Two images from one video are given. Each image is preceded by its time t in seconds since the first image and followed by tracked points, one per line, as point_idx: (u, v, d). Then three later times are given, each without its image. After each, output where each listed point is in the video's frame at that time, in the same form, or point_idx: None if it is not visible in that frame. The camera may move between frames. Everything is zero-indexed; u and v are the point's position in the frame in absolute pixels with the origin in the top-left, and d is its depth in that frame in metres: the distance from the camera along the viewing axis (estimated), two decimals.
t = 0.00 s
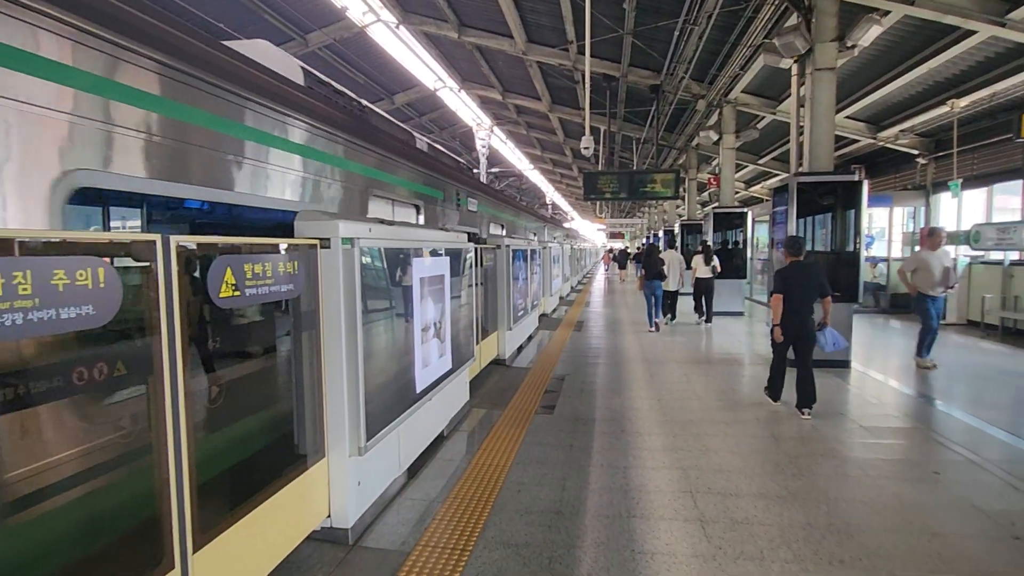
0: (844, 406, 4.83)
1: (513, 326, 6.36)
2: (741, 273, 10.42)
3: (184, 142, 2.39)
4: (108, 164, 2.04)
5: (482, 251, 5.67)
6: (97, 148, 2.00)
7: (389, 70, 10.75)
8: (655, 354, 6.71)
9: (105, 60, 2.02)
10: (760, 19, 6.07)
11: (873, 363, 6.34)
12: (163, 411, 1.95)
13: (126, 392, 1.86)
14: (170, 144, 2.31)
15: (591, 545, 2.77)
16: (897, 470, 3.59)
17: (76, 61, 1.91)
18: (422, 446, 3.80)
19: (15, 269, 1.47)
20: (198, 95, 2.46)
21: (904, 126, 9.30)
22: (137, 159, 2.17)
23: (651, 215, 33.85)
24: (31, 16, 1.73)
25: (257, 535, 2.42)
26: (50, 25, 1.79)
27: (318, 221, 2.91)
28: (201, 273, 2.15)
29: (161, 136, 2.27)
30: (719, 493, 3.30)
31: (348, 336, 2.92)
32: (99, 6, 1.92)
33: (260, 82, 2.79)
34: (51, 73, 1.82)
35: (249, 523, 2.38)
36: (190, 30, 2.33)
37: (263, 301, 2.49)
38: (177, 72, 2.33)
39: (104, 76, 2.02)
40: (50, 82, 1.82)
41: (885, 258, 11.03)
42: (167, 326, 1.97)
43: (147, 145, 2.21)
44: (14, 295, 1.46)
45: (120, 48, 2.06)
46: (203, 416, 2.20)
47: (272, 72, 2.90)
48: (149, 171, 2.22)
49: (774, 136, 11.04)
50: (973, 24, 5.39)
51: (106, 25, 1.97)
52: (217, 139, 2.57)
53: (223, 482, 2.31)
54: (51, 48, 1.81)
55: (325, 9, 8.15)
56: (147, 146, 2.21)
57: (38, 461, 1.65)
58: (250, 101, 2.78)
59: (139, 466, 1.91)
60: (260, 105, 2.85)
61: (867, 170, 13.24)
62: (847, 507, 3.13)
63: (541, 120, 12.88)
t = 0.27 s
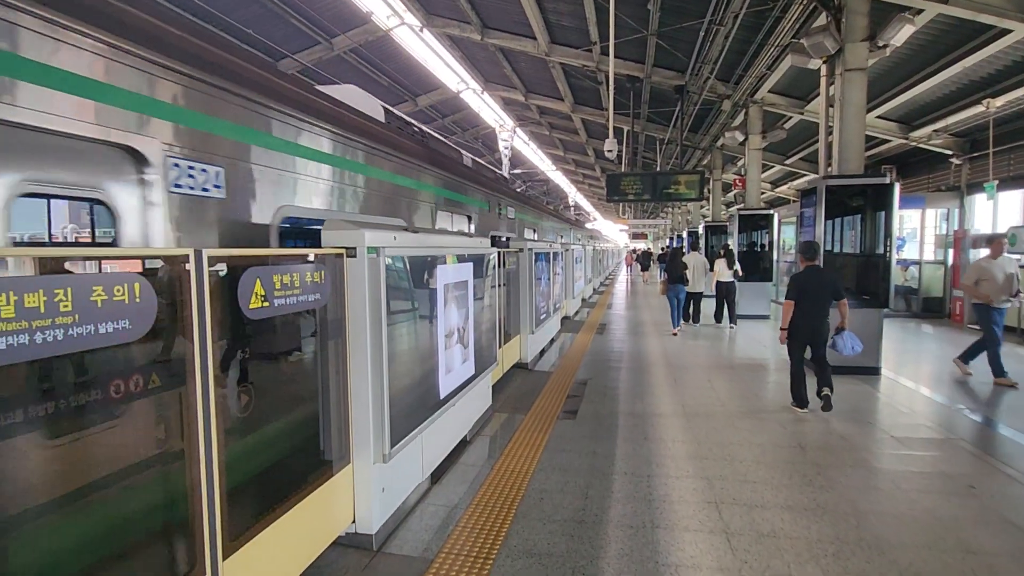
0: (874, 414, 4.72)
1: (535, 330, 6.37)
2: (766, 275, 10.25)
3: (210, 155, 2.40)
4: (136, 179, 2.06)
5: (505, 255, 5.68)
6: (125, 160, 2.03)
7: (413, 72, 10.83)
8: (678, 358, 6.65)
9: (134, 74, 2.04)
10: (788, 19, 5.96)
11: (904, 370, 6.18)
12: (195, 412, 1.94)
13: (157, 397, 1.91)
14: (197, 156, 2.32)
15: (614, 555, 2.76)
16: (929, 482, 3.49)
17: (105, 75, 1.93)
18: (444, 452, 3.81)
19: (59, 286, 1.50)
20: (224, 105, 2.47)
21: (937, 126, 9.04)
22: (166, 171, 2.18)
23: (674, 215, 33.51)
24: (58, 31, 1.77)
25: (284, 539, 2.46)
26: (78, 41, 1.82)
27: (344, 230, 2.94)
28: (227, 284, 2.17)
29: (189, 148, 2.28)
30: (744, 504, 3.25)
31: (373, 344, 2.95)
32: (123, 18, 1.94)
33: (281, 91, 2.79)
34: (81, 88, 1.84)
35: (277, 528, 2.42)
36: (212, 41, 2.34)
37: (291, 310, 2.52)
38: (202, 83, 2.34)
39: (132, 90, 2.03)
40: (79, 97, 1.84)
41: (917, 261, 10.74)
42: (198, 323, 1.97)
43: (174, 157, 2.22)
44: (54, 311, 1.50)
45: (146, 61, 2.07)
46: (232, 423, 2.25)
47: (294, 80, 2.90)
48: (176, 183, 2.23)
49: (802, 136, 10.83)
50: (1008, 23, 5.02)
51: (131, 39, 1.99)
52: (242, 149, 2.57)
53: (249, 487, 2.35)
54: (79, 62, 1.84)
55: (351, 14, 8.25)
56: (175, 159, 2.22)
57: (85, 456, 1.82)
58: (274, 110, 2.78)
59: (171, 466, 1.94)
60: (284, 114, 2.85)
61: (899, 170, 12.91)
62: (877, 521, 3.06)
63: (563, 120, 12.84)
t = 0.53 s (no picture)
0: (892, 425, 4.63)
1: (548, 338, 6.37)
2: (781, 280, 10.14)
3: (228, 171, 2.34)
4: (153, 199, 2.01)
5: (518, 263, 5.69)
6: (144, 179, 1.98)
7: (427, 77, 10.88)
8: (692, 366, 6.61)
9: (152, 93, 1.99)
10: (804, 25, 5.91)
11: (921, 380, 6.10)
12: (209, 426, 1.99)
13: (175, 415, 1.93)
14: (214, 174, 2.27)
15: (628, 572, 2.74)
16: (951, 497, 3.42)
17: (122, 95, 1.88)
18: (456, 463, 3.82)
19: (76, 311, 1.54)
20: (241, 120, 2.40)
21: (956, 132, 8.90)
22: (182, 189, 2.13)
23: (688, 219, 33.32)
24: (73, 51, 1.72)
25: (298, 553, 2.48)
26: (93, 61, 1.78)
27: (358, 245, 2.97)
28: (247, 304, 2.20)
29: (208, 167, 2.23)
30: (760, 519, 3.21)
31: (387, 356, 2.97)
32: (138, 36, 1.88)
33: (294, 103, 2.73)
34: (96, 108, 1.80)
35: (290, 543, 2.44)
36: (228, 55, 2.27)
37: (305, 325, 2.56)
38: (218, 99, 2.27)
39: (149, 108, 1.98)
40: (95, 117, 1.79)
41: (935, 268, 10.58)
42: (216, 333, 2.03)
43: (190, 175, 2.17)
44: (73, 335, 1.54)
45: (162, 78, 2.01)
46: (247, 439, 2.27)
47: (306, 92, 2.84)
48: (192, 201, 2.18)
49: (818, 142, 10.72)
50: None
51: (148, 58, 1.94)
52: (259, 165, 2.51)
53: (263, 503, 2.37)
54: (94, 84, 1.80)
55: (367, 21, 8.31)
56: (191, 176, 2.17)
57: (108, 470, 1.77)
58: (287, 122, 2.71)
59: (186, 479, 1.97)
60: (298, 126, 2.79)
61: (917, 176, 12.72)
62: (897, 539, 3.00)
63: (576, 125, 12.82)
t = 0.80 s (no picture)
0: (895, 441, 4.60)
1: (549, 349, 6.36)
2: (784, 289, 10.11)
3: (227, 191, 2.33)
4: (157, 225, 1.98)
5: (521, 274, 5.69)
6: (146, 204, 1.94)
7: (430, 84, 10.89)
8: (695, 378, 6.59)
9: (153, 116, 1.98)
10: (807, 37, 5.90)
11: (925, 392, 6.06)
12: (203, 456, 2.00)
13: (169, 443, 1.91)
14: (213, 195, 2.26)
15: None
16: (955, 516, 3.38)
17: (123, 119, 1.87)
18: (455, 480, 3.81)
19: (67, 343, 1.53)
20: (239, 139, 2.40)
21: (959, 143, 8.88)
22: (185, 212, 2.11)
23: (691, 226, 33.29)
24: (76, 76, 1.71)
25: None
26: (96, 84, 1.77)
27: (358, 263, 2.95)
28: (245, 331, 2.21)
29: (205, 186, 2.23)
30: (763, 540, 3.18)
31: (386, 375, 2.96)
32: (136, 59, 1.88)
33: (293, 120, 2.72)
34: (95, 132, 1.78)
35: (287, 567, 2.42)
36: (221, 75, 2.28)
37: (303, 347, 2.54)
38: (217, 119, 2.27)
39: (149, 130, 1.97)
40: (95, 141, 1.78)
41: (938, 278, 10.54)
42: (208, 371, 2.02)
43: (192, 198, 2.15)
44: (64, 367, 1.52)
45: (162, 100, 2.00)
46: (244, 464, 2.26)
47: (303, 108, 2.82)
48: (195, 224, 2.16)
49: (821, 152, 10.72)
50: None
51: (148, 80, 1.93)
52: (256, 183, 2.51)
53: (260, 526, 2.35)
54: (96, 107, 1.78)
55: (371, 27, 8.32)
56: (192, 198, 2.16)
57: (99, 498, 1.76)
58: (284, 139, 2.69)
59: (181, 507, 1.96)
60: (294, 143, 2.77)
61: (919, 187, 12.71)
62: (900, 559, 2.98)
63: (580, 132, 12.84)
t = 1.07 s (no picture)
0: (881, 453, 4.62)
1: (538, 361, 6.36)
2: (771, 297, 10.18)
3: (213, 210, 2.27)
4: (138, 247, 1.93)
5: (508, 287, 5.69)
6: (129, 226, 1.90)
7: (419, 93, 10.89)
8: (683, 389, 6.61)
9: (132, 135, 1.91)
10: (792, 51, 5.97)
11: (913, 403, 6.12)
12: (181, 482, 1.92)
13: (145, 475, 1.86)
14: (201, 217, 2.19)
15: None
16: (942, 531, 3.39)
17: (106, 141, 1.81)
18: (442, 498, 3.77)
19: (38, 380, 1.48)
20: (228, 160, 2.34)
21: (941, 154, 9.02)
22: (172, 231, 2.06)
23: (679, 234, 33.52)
24: (57, 98, 1.65)
25: None
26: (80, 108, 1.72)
27: (343, 283, 2.90)
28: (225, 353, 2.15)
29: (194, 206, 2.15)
30: (751, 556, 3.17)
31: (371, 395, 2.94)
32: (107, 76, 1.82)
33: (279, 139, 2.65)
34: (74, 155, 1.72)
35: None
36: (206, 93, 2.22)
37: (286, 372, 2.50)
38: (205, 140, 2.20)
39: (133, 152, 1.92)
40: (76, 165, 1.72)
41: (923, 287, 10.66)
42: (186, 383, 1.95)
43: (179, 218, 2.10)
44: (34, 406, 1.48)
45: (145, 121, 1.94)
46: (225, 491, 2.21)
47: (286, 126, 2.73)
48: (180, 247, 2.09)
49: (806, 162, 10.84)
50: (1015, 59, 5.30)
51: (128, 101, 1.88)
52: (246, 206, 2.44)
53: (243, 554, 2.30)
54: (73, 128, 1.72)
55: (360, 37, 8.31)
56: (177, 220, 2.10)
57: (70, 533, 1.68)
58: (269, 158, 2.60)
59: (158, 537, 1.88)
60: (279, 162, 2.67)
61: (903, 197, 12.90)
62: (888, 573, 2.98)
63: (568, 141, 12.89)
